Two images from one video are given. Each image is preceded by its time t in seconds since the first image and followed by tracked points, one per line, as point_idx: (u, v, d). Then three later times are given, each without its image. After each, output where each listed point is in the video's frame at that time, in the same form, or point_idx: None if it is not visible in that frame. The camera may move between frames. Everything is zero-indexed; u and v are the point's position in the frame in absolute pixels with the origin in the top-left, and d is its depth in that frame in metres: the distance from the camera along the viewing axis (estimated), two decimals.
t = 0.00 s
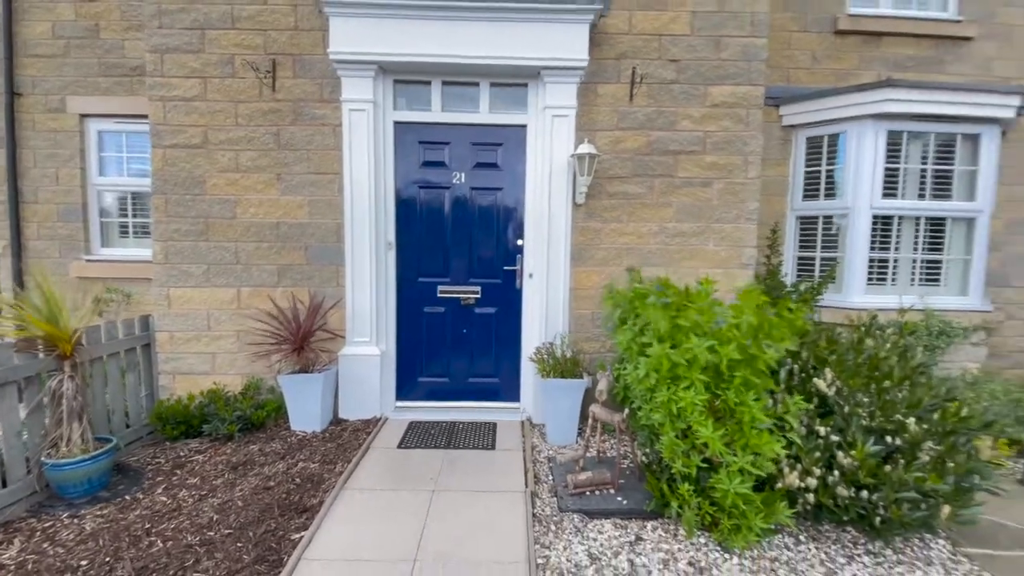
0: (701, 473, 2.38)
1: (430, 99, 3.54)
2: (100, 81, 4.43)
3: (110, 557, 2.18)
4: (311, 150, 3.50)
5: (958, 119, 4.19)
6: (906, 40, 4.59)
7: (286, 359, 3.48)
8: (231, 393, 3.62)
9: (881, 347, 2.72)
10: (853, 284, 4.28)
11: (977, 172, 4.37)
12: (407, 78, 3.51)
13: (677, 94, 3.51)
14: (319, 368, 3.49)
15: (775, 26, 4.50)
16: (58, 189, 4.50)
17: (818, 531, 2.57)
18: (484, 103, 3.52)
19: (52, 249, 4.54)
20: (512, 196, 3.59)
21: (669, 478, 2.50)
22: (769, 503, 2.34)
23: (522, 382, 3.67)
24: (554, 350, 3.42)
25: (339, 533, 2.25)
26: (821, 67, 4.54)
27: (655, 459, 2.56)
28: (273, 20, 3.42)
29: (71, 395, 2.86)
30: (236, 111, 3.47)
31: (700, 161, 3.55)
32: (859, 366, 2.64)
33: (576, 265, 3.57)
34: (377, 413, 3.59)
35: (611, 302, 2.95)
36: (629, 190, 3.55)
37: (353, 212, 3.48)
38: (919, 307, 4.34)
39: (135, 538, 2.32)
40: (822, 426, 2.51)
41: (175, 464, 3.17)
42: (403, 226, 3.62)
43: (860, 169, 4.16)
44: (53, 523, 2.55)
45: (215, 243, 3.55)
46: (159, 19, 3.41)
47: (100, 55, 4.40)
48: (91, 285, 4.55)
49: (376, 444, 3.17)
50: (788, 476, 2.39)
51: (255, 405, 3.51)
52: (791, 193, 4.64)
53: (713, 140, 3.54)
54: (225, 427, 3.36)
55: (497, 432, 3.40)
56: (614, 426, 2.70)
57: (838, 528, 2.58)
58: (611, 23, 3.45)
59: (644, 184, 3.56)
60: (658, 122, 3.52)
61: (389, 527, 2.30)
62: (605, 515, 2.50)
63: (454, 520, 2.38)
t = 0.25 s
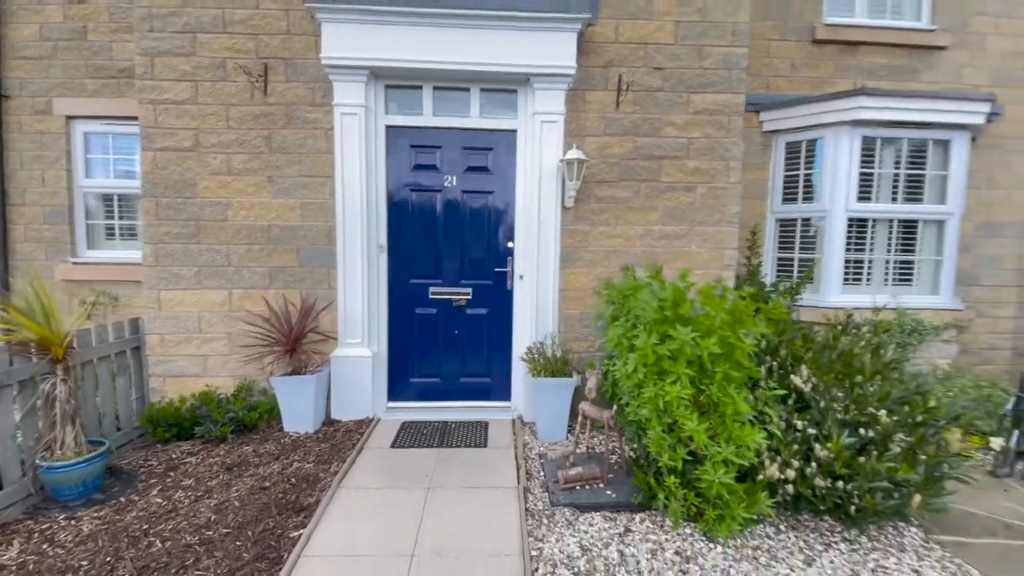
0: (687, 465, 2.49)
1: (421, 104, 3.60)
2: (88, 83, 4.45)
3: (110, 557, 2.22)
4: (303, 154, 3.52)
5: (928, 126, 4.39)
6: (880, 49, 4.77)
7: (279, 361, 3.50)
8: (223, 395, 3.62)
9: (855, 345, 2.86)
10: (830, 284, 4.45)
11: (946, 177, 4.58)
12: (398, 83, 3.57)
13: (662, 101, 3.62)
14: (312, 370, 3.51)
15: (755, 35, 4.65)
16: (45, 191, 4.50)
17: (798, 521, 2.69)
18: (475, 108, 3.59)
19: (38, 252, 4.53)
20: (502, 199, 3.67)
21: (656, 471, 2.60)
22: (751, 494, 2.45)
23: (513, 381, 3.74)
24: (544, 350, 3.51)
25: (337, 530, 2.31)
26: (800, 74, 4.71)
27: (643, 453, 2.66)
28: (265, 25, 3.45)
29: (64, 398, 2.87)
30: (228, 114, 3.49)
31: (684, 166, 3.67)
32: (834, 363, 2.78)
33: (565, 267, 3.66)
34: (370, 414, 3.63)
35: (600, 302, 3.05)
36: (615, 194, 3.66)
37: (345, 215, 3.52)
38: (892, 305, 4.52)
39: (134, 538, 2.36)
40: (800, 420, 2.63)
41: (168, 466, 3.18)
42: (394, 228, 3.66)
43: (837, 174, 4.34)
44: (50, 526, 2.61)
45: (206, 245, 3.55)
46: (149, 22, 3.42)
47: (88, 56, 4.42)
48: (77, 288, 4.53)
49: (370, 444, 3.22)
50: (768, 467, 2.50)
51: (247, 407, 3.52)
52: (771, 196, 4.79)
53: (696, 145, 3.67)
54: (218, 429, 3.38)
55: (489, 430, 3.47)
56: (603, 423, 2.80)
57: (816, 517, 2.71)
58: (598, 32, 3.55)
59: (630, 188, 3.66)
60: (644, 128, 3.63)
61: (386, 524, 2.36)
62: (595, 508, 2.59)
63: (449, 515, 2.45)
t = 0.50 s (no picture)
0: (677, 458, 2.62)
1: (418, 110, 3.68)
2: (80, 85, 4.48)
3: (122, 555, 2.29)
4: (301, 159, 3.58)
5: (901, 134, 4.61)
6: (856, 60, 4.99)
7: (278, 363, 3.55)
8: (222, 397, 3.66)
9: (834, 342, 3.02)
10: (810, 285, 4.65)
11: (917, 183, 4.81)
12: (395, 90, 3.65)
13: (650, 110, 3.77)
14: (311, 371, 3.56)
15: (738, 45, 4.83)
16: (36, 194, 4.52)
17: (781, 509, 2.84)
18: (471, 115, 3.69)
19: (29, 254, 4.53)
20: (496, 204, 3.77)
21: (648, 464, 2.73)
22: (738, 484, 2.59)
23: (508, 380, 3.85)
24: (539, 350, 3.62)
25: (344, 525, 2.39)
26: (781, 83, 4.90)
27: (635, 447, 2.79)
28: (262, 31, 3.50)
29: (65, 402, 2.91)
30: (226, 119, 3.53)
31: (672, 172, 3.82)
32: (814, 360, 2.94)
33: (558, 269, 3.78)
34: (369, 413, 3.70)
35: (593, 304, 3.17)
36: (606, 199, 3.79)
37: (343, 219, 3.59)
38: (867, 305, 4.74)
39: (143, 538, 2.42)
40: (783, 414, 2.78)
41: (168, 467, 3.23)
42: (391, 232, 3.74)
43: (815, 179, 4.54)
44: (56, 527, 2.67)
45: (204, 249, 3.58)
46: (147, 28, 3.45)
47: (80, 59, 4.45)
48: (69, 290, 4.54)
49: (371, 443, 3.30)
50: (753, 459, 2.64)
51: (246, 409, 3.56)
52: (753, 200, 4.98)
53: (683, 152, 3.82)
54: (218, 430, 3.42)
55: (486, 428, 3.58)
56: (596, 419, 2.92)
57: (798, 505, 2.87)
58: (589, 43, 3.68)
59: (620, 194, 3.80)
60: (633, 136, 3.77)
61: (391, 518, 2.45)
62: (591, 500, 2.71)
63: (451, 509, 2.55)
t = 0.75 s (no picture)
0: (667, 450, 2.77)
1: (415, 116, 3.78)
2: (71, 87, 4.44)
3: (134, 552, 2.35)
4: (301, 163, 3.66)
5: (874, 141, 4.85)
6: (832, 70, 5.22)
7: (278, 363, 3.62)
8: (222, 397, 3.71)
9: (812, 340, 3.21)
10: (789, 285, 4.87)
11: (889, 188, 5.07)
12: (393, 96, 3.74)
13: (639, 118, 3.93)
14: (311, 370, 3.65)
15: (721, 55, 5.03)
16: (25, 196, 4.46)
17: (763, 497, 3.02)
18: (466, 121, 3.80)
19: (18, 257, 4.48)
20: (492, 208, 3.89)
21: (639, 455, 2.88)
22: (724, 473, 2.76)
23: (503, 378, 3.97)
24: (533, 348, 3.75)
25: (352, 518, 2.49)
26: (761, 92, 5.11)
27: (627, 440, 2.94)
28: (262, 38, 3.57)
29: (67, 403, 2.94)
30: (226, 124, 3.59)
31: (659, 177, 3.99)
32: (794, 356, 3.12)
33: (551, 270, 3.92)
34: (367, 412, 3.79)
35: (586, 304, 3.32)
36: (597, 203, 3.94)
37: (342, 222, 3.67)
38: (843, 304, 4.98)
39: (153, 534, 2.48)
40: (765, 407, 2.95)
41: (170, 467, 3.27)
42: (388, 235, 3.83)
43: (794, 184, 4.76)
44: (61, 527, 2.70)
45: (203, 251, 3.64)
46: (146, 33, 3.49)
47: (71, 61, 4.42)
48: (60, 293, 4.52)
49: (371, 440, 3.39)
50: (738, 449, 2.80)
51: (246, 409, 3.62)
52: (736, 204, 5.18)
53: (670, 159, 3.99)
54: (219, 430, 3.48)
55: (482, 425, 3.70)
56: (590, 414, 3.07)
57: (780, 493, 3.05)
58: (580, 53, 3.82)
59: (610, 198, 3.95)
60: (623, 142, 3.93)
61: (397, 511, 2.56)
62: (586, 491, 2.85)
63: (454, 502, 2.66)
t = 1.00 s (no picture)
0: (653, 438, 2.96)
1: (411, 122, 3.92)
2: (64, 89, 4.44)
3: (147, 541, 2.44)
4: (300, 167, 3.77)
5: (846, 148, 5.13)
6: (807, 80, 5.49)
7: (279, 361, 3.73)
8: (222, 395, 3.80)
9: (787, 335, 3.43)
10: (767, 284, 5.12)
11: (860, 191, 5.36)
12: (389, 103, 3.87)
13: (625, 125, 4.12)
14: (311, 368, 3.76)
15: (703, 64, 5.26)
16: (17, 198, 4.45)
17: (742, 482, 3.23)
18: (461, 127, 3.95)
19: (10, 259, 4.48)
20: (485, 210, 4.05)
21: (627, 444, 3.07)
22: (706, 459, 2.95)
23: (496, 375, 4.13)
24: (526, 346, 3.92)
25: (358, 506, 2.62)
26: (740, 100, 5.36)
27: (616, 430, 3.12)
28: (261, 45, 3.67)
29: (72, 402, 3.01)
30: (226, 128, 3.68)
31: (644, 182, 4.18)
32: (771, 350, 3.34)
33: (542, 271, 4.09)
34: (365, 408, 3.92)
35: (576, 302, 3.50)
36: (586, 206, 4.12)
37: (340, 224, 3.79)
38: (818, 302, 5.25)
39: (164, 525, 2.57)
40: (744, 398, 3.15)
41: (173, 464, 3.35)
42: (385, 237, 3.96)
43: (772, 188, 5.02)
44: (69, 522, 2.77)
45: (203, 253, 3.72)
46: (146, 39, 3.56)
47: (64, 63, 4.41)
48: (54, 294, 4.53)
49: (371, 435, 3.52)
50: (719, 437, 3.00)
51: (247, 406, 3.72)
52: (717, 207, 5.42)
53: (655, 164, 4.19)
54: (220, 427, 3.56)
55: (477, 419, 3.85)
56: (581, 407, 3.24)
57: (758, 478, 3.27)
58: (570, 63, 4.00)
59: (598, 202, 4.13)
60: (610, 149, 4.11)
61: (400, 499, 2.70)
62: (578, 478, 3.03)
63: (454, 490, 2.81)
